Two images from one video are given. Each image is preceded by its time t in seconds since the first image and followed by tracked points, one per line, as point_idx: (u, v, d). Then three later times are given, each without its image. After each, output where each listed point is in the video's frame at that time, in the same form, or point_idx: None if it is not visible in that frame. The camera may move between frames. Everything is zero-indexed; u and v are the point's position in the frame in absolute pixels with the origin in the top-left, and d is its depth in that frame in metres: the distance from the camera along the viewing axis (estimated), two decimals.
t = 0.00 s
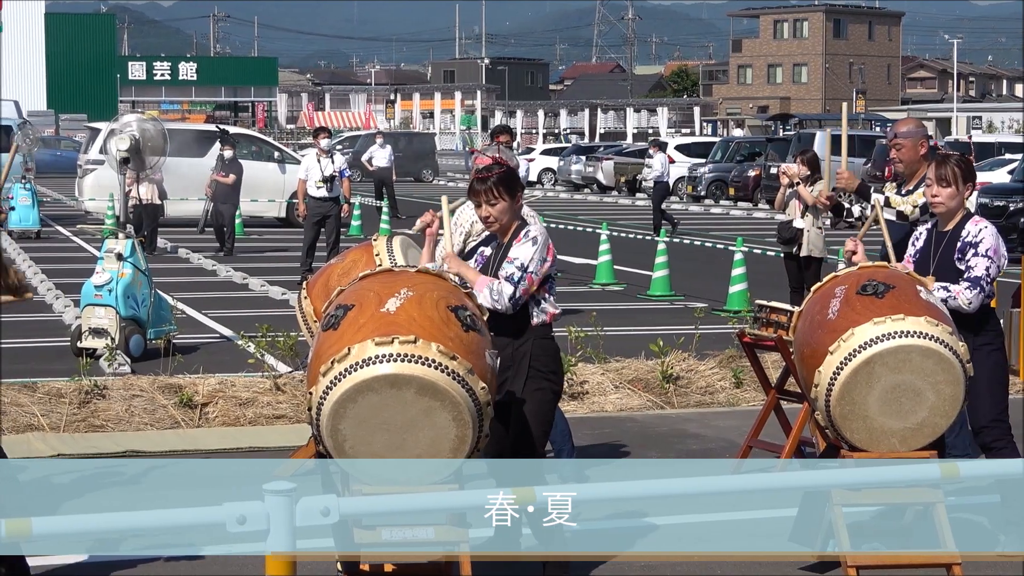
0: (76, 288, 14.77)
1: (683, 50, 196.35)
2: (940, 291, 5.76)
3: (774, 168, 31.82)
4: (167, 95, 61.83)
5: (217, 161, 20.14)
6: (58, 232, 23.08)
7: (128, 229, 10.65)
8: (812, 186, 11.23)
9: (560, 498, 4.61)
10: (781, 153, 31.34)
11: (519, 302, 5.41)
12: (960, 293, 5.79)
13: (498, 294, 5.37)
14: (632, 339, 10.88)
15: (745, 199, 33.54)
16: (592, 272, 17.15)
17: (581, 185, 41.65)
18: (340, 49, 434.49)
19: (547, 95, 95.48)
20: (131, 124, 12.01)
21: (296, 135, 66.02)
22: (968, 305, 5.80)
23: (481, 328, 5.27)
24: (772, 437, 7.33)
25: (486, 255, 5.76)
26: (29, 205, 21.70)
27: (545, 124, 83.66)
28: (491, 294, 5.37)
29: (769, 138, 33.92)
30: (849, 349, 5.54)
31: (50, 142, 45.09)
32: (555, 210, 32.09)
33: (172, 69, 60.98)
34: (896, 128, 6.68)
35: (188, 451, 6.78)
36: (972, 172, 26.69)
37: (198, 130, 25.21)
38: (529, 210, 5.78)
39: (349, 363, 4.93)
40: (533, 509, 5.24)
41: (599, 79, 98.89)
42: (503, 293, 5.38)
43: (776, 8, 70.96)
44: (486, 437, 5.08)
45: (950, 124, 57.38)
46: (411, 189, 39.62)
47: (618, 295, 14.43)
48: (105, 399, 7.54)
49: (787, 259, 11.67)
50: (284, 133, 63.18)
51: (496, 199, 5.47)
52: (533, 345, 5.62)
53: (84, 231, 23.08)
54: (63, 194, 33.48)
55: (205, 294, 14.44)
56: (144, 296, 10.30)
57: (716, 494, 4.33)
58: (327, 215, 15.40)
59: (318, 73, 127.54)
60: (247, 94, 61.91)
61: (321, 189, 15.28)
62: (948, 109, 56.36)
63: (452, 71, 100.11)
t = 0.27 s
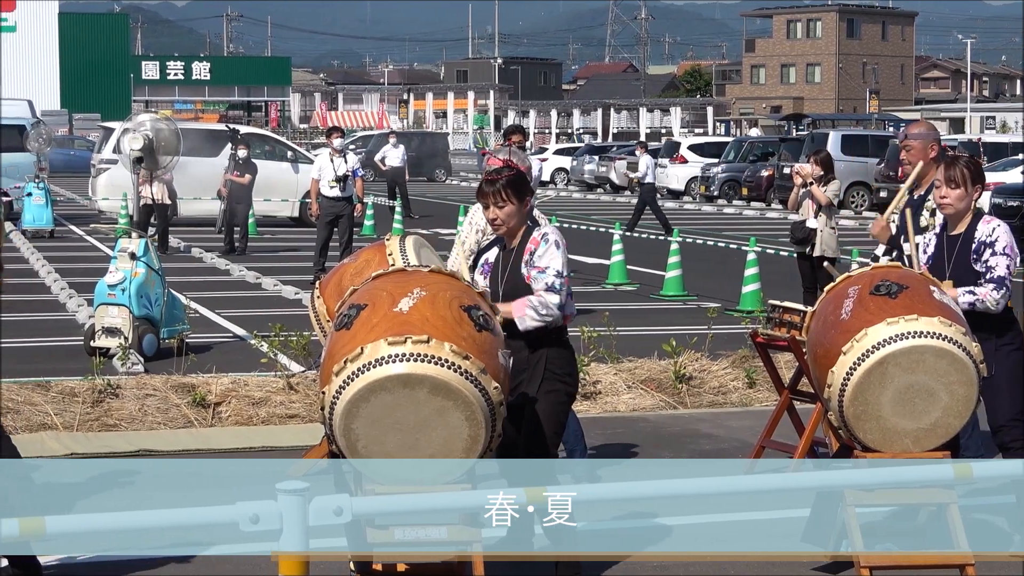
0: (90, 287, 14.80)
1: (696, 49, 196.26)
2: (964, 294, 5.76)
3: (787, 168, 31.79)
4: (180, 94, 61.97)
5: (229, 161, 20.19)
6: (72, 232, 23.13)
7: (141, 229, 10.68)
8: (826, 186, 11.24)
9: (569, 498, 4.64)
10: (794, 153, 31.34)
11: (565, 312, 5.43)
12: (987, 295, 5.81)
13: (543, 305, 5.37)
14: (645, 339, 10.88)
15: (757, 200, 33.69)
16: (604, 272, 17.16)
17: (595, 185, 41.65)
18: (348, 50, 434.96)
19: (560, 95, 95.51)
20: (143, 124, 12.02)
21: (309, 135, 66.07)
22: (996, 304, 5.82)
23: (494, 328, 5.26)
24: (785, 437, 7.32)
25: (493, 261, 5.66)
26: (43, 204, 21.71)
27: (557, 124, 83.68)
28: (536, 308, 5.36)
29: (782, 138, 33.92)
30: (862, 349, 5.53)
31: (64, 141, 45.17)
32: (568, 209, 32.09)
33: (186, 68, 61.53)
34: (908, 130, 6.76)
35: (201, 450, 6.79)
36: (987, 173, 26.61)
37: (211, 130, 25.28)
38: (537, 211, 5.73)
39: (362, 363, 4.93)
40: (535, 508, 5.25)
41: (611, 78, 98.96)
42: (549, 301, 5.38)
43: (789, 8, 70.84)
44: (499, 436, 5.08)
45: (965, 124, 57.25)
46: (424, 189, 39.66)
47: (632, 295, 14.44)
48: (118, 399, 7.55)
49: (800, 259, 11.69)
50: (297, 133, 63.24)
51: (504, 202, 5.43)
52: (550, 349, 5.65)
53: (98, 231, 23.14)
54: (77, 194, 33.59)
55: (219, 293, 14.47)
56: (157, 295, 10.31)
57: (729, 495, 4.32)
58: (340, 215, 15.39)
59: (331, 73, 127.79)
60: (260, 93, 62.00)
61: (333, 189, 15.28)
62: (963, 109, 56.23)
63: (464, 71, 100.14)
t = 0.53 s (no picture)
0: (122, 287, 14.86)
1: (722, 51, 196.16)
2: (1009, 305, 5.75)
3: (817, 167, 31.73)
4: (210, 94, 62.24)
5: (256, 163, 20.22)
6: (102, 232, 23.24)
7: (172, 229, 10.72)
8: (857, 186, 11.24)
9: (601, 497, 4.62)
10: (824, 153, 31.30)
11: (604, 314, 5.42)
12: None
13: (583, 309, 5.37)
14: (675, 339, 10.88)
15: (787, 199, 34.01)
16: (634, 272, 17.17)
17: (625, 185, 41.63)
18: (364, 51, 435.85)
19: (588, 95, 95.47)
20: (175, 124, 12.03)
21: (337, 135, 66.16)
22: None
23: (524, 328, 5.27)
24: (817, 437, 7.31)
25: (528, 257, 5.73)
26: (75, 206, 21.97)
27: (584, 123, 83.66)
28: (576, 313, 5.37)
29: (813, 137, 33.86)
30: (892, 349, 5.53)
31: (95, 141, 45.39)
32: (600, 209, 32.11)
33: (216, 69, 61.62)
34: (944, 128, 6.79)
35: (232, 449, 6.81)
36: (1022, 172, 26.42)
37: (243, 131, 25.27)
38: (571, 209, 5.74)
39: (392, 363, 4.93)
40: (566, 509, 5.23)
41: (641, 79, 98.99)
42: (588, 306, 5.37)
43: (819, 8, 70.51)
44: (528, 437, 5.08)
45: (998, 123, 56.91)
46: (454, 188, 39.72)
47: (662, 295, 14.44)
48: (149, 398, 7.57)
49: (831, 259, 11.71)
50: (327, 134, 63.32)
51: (539, 199, 5.44)
52: (581, 349, 5.65)
53: (128, 231, 23.25)
54: (107, 194, 33.76)
55: (249, 293, 14.52)
56: (187, 295, 10.34)
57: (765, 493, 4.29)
58: (370, 214, 15.43)
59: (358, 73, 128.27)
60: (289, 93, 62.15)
61: (364, 188, 15.35)
62: (995, 108, 55.91)
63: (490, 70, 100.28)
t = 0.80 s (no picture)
0: (156, 287, 14.93)
1: (751, 52, 195.64)
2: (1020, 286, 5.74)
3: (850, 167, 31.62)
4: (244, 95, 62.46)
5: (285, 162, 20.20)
6: (136, 232, 23.39)
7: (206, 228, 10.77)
8: (891, 186, 11.24)
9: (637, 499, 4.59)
10: (858, 153, 31.21)
11: (585, 302, 5.47)
12: None
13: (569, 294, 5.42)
14: (708, 339, 10.88)
15: (821, 199, 33.92)
16: (666, 271, 17.17)
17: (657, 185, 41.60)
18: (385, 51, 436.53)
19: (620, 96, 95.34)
20: (209, 125, 12.08)
21: (369, 135, 66.21)
22: None
23: (556, 327, 5.27)
24: (850, 437, 7.30)
25: (563, 261, 5.77)
26: (109, 204, 22.32)
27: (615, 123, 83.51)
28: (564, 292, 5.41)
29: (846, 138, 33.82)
30: (927, 349, 5.51)
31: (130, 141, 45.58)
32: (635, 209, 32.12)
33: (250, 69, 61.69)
34: (980, 126, 6.74)
35: (267, 449, 6.82)
36: None
37: (284, 130, 25.38)
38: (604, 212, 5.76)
39: (425, 362, 4.93)
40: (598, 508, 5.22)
41: (674, 79, 98.78)
42: (572, 293, 5.42)
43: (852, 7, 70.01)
44: (562, 437, 5.07)
45: None
46: (488, 188, 39.75)
47: (694, 294, 14.44)
48: (183, 398, 7.59)
49: (864, 258, 11.72)
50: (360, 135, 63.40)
51: (574, 204, 5.44)
52: (619, 348, 5.65)
53: (162, 231, 23.34)
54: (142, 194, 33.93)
55: (282, 293, 14.58)
56: (221, 295, 10.38)
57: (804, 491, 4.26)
58: (403, 214, 15.50)
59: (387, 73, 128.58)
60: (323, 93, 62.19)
61: (397, 188, 15.40)
62: None
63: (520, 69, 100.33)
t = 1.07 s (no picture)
0: (183, 287, 14.99)
1: (776, 51, 195.02)
2: None
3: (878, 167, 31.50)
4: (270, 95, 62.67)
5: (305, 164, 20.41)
6: (162, 232, 23.49)
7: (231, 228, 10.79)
8: (918, 185, 11.19)
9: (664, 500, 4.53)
10: (886, 152, 31.08)
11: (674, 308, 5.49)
12: None
13: (656, 305, 5.38)
14: (734, 339, 10.86)
15: (847, 199, 33.80)
16: (692, 272, 17.15)
17: (684, 185, 41.54)
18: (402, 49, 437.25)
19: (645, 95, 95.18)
20: (235, 125, 12.11)
21: (396, 135, 66.18)
22: None
23: (582, 327, 5.27)
24: (876, 438, 7.28)
25: (585, 260, 5.76)
26: (135, 204, 22.38)
27: (640, 122, 83.30)
28: (649, 309, 5.37)
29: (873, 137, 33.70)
30: (953, 349, 5.49)
31: (157, 142, 45.76)
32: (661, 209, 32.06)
33: (276, 69, 61.77)
34: (1002, 127, 6.61)
35: (293, 448, 6.84)
36: None
37: (303, 130, 25.29)
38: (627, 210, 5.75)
39: (451, 361, 4.93)
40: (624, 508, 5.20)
41: (701, 78, 98.59)
42: (661, 302, 5.40)
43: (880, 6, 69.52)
44: (587, 436, 5.07)
45: None
46: (514, 189, 39.74)
47: (720, 294, 14.43)
48: (210, 397, 7.61)
49: (891, 258, 11.68)
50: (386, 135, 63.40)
51: (601, 201, 5.44)
52: (651, 351, 5.66)
53: (190, 231, 23.44)
54: (169, 194, 34.08)
55: (309, 292, 14.62)
56: (247, 295, 10.39)
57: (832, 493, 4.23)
58: (429, 214, 15.52)
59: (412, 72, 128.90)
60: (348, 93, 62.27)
61: (423, 188, 15.42)
62: None
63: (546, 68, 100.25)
